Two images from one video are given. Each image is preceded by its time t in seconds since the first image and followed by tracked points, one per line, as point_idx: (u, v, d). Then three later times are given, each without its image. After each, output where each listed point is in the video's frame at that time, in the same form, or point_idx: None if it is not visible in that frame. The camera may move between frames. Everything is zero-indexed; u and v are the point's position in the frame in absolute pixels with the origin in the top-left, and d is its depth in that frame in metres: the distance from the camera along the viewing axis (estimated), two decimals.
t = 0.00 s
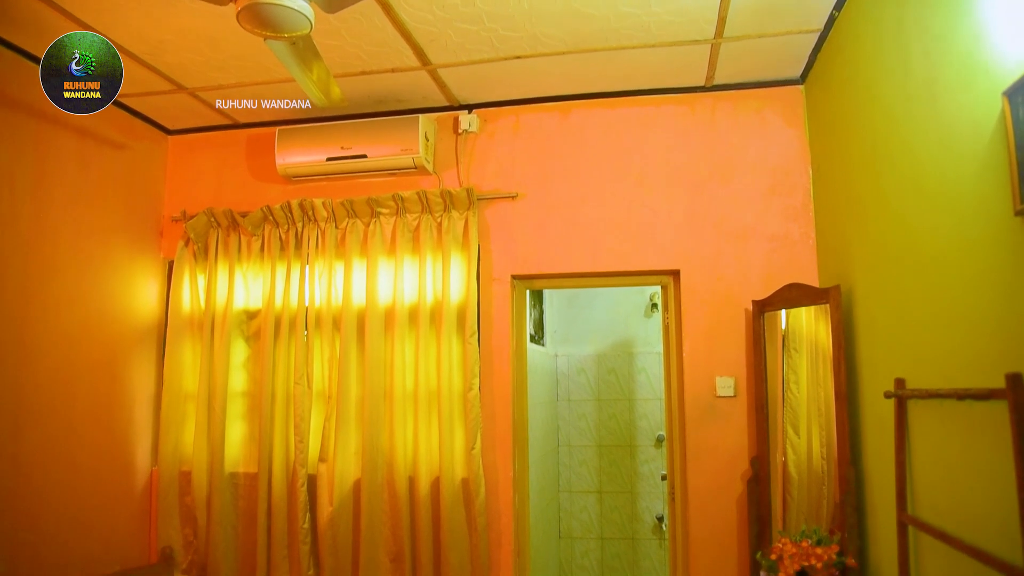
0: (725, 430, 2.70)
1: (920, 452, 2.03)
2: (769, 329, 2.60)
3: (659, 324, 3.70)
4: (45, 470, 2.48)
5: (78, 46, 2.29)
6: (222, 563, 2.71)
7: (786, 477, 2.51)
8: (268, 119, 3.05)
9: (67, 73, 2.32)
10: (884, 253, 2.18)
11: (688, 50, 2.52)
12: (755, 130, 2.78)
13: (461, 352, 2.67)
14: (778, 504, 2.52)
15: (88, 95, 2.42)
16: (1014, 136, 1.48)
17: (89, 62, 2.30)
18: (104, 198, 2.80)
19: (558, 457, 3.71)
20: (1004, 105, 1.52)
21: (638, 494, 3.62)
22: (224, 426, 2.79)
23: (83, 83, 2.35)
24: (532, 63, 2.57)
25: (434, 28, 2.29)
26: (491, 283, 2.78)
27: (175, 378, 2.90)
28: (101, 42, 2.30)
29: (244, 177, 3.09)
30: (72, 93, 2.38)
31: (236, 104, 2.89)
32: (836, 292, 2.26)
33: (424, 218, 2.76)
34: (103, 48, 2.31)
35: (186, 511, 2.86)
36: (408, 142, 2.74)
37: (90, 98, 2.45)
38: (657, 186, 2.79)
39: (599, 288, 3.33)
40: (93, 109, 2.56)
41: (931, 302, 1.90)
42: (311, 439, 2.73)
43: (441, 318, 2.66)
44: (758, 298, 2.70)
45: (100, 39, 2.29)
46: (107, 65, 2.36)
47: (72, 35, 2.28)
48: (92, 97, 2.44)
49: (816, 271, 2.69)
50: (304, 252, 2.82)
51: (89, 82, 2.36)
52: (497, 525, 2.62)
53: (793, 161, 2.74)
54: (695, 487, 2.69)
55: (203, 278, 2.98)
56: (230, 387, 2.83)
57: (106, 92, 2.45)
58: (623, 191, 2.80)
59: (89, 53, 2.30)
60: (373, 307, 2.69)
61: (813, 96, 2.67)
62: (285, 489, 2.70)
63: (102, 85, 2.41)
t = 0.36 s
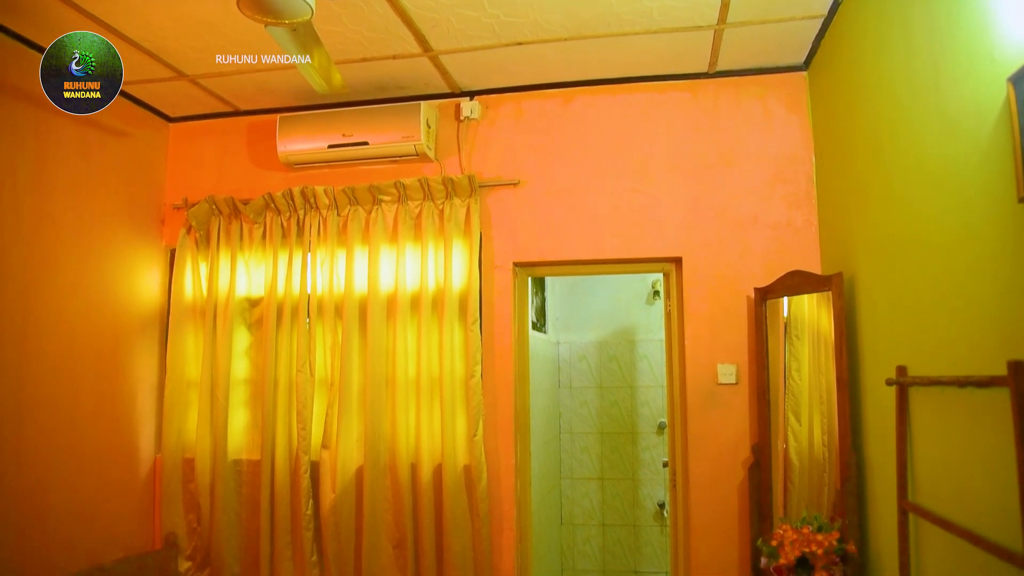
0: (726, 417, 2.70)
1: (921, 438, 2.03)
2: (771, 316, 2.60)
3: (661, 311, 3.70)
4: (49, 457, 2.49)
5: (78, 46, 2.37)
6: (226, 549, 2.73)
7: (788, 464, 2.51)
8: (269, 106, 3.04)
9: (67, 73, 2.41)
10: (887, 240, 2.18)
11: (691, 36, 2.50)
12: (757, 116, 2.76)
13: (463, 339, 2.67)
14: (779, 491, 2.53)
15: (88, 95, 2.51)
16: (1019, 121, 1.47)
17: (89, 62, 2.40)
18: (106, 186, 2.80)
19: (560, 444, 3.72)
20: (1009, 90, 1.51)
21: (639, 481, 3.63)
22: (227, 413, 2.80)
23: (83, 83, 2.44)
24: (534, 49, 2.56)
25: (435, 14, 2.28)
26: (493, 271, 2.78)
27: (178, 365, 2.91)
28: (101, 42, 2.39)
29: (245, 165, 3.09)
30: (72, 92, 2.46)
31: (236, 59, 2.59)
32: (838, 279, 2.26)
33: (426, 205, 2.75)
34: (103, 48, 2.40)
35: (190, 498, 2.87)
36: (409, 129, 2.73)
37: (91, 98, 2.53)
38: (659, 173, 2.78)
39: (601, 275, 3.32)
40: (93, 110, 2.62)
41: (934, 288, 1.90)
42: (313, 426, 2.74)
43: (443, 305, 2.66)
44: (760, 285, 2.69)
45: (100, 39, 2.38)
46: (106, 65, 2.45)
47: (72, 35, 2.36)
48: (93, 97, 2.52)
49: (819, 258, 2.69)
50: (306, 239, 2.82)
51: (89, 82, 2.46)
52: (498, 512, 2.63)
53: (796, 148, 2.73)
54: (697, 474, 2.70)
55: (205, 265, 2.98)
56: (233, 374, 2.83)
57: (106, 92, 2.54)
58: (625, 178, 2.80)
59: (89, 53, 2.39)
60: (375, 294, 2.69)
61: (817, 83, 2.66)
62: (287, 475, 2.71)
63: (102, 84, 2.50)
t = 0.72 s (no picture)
0: (728, 403, 2.71)
1: (922, 425, 2.04)
2: (773, 303, 2.60)
3: (663, 298, 3.69)
4: (53, 443, 2.50)
5: (78, 46, 2.46)
6: (230, 534, 2.75)
7: (789, 450, 2.52)
8: (270, 93, 3.03)
9: (68, 73, 2.48)
10: (889, 226, 2.17)
11: (694, 22, 2.48)
12: (760, 103, 2.75)
13: (465, 326, 2.67)
14: (780, 478, 2.53)
15: (88, 95, 2.57)
16: None
17: (89, 62, 2.48)
18: (107, 173, 2.79)
19: (562, 430, 3.73)
20: (1014, 74, 1.50)
21: (641, 467, 3.64)
22: (230, 399, 2.80)
23: (83, 83, 2.52)
24: (536, 35, 2.54)
25: None
26: (495, 258, 2.78)
27: (181, 352, 2.91)
28: (101, 42, 2.47)
29: (246, 152, 3.08)
30: (72, 92, 2.53)
31: (236, 35, 2.49)
32: (840, 266, 2.26)
33: (428, 192, 2.74)
34: (103, 48, 2.49)
35: (194, 484, 2.89)
36: (410, 116, 2.72)
37: (91, 98, 2.58)
38: (661, 160, 2.77)
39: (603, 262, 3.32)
40: (93, 109, 2.65)
41: (936, 274, 1.90)
42: (316, 413, 2.75)
43: (444, 292, 2.65)
44: (763, 272, 2.69)
45: (100, 39, 2.46)
46: (106, 65, 2.53)
47: (72, 35, 2.45)
48: (93, 97, 2.58)
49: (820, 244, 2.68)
50: (307, 226, 2.82)
51: (89, 82, 2.53)
52: (501, 498, 2.64)
53: (798, 134, 2.72)
54: (698, 461, 2.70)
55: (206, 253, 2.98)
56: (235, 361, 2.84)
57: (106, 92, 2.61)
58: (627, 165, 2.79)
59: (89, 54, 2.47)
60: (377, 281, 2.69)
61: (820, 68, 2.64)
62: (290, 462, 2.72)
63: (102, 84, 2.57)
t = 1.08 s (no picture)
0: (729, 388, 2.71)
1: (923, 410, 2.04)
2: (775, 288, 2.59)
3: (664, 283, 3.69)
4: (56, 427, 2.51)
5: (78, 46, 2.38)
6: (233, 518, 2.77)
7: (790, 435, 2.53)
8: (270, 77, 3.02)
9: (67, 73, 2.40)
10: (892, 210, 2.17)
11: (697, 5, 2.46)
12: (763, 87, 2.73)
13: (466, 311, 2.67)
14: (781, 462, 2.54)
15: (88, 95, 2.45)
16: None
17: (88, 62, 2.40)
18: (107, 158, 2.79)
19: (564, 415, 3.74)
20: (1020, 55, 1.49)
21: (642, 452, 3.65)
22: (232, 384, 2.81)
23: (83, 83, 2.42)
24: (538, 18, 2.52)
25: None
26: (497, 242, 2.77)
27: (182, 337, 2.92)
28: (101, 42, 2.38)
29: (246, 137, 3.07)
30: (72, 93, 2.43)
31: (236, 19, 2.47)
32: (842, 250, 2.27)
33: (429, 176, 2.73)
34: (103, 48, 2.40)
35: (197, 468, 2.90)
36: (412, 100, 2.70)
37: (91, 99, 2.46)
38: (663, 145, 2.76)
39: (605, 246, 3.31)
40: (93, 110, 2.51)
41: (938, 258, 1.89)
42: (318, 398, 2.76)
43: (446, 277, 2.65)
44: (765, 257, 2.68)
45: (100, 39, 2.38)
46: (107, 65, 2.43)
47: (73, 35, 2.38)
48: (93, 97, 2.46)
49: (822, 229, 2.68)
50: (308, 211, 2.81)
51: (89, 82, 2.43)
52: (502, 482, 2.65)
53: (801, 118, 2.70)
54: (699, 446, 2.71)
55: (208, 238, 2.98)
56: (237, 346, 2.84)
57: (106, 92, 2.47)
58: (629, 149, 2.78)
59: (89, 53, 2.39)
60: (379, 266, 2.69)
61: (824, 52, 2.62)
62: (292, 446, 2.73)
63: (102, 85, 2.45)
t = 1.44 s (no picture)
0: (731, 373, 2.71)
1: (924, 395, 2.04)
2: (776, 273, 2.59)
3: (666, 268, 3.69)
4: (60, 413, 2.52)
5: (78, 46, 2.53)
6: (236, 503, 2.79)
7: (790, 420, 2.54)
8: (270, 62, 3.00)
9: (67, 73, 2.51)
10: (894, 195, 2.16)
11: None
12: (766, 71, 2.72)
13: (468, 296, 2.68)
14: (782, 447, 2.55)
15: (88, 95, 2.57)
16: None
17: (88, 62, 2.55)
18: (108, 144, 2.78)
19: (565, 399, 3.75)
20: None
21: (643, 437, 3.67)
22: (234, 369, 2.82)
23: (83, 83, 2.55)
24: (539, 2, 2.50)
25: None
26: (498, 227, 2.77)
27: (184, 323, 2.92)
28: (100, 42, 2.58)
29: (247, 123, 3.06)
30: (72, 92, 2.53)
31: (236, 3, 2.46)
32: (845, 236, 2.28)
33: (430, 161, 2.72)
34: (102, 48, 2.59)
35: (200, 453, 2.92)
36: (413, 85, 2.69)
37: (91, 99, 2.59)
38: (666, 130, 2.75)
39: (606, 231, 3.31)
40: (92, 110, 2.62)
41: (940, 243, 1.89)
42: (320, 383, 2.77)
43: (448, 262, 2.65)
44: (766, 242, 2.68)
45: (100, 39, 2.58)
46: (106, 65, 2.60)
47: (72, 36, 2.53)
48: (93, 97, 2.59)
49: (824, 213, 2.67)
50: (310, 196, 2.81)
51: (89, 82, 2.57)
52: (504, 467, 2.67)
53: (804, 103, 2.69)
54: (700, 430, 2.72)
55: (209, 224, 2.98)
56: (239, 332, 2.85)
57: (106, 92, 2.63)
58: (631, 134, 2.76)
59: (89, 53, 2.55)
60: (380, 251, 2.68)
61: (828, 35, 2.60)
62: (295, 432, 2.74)
63: (102, 85, 2.60)
